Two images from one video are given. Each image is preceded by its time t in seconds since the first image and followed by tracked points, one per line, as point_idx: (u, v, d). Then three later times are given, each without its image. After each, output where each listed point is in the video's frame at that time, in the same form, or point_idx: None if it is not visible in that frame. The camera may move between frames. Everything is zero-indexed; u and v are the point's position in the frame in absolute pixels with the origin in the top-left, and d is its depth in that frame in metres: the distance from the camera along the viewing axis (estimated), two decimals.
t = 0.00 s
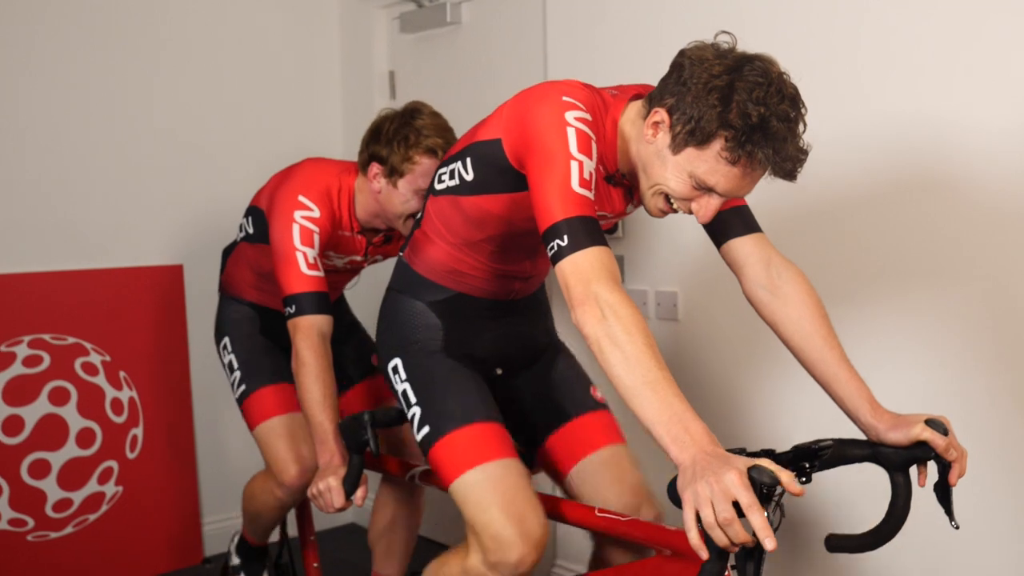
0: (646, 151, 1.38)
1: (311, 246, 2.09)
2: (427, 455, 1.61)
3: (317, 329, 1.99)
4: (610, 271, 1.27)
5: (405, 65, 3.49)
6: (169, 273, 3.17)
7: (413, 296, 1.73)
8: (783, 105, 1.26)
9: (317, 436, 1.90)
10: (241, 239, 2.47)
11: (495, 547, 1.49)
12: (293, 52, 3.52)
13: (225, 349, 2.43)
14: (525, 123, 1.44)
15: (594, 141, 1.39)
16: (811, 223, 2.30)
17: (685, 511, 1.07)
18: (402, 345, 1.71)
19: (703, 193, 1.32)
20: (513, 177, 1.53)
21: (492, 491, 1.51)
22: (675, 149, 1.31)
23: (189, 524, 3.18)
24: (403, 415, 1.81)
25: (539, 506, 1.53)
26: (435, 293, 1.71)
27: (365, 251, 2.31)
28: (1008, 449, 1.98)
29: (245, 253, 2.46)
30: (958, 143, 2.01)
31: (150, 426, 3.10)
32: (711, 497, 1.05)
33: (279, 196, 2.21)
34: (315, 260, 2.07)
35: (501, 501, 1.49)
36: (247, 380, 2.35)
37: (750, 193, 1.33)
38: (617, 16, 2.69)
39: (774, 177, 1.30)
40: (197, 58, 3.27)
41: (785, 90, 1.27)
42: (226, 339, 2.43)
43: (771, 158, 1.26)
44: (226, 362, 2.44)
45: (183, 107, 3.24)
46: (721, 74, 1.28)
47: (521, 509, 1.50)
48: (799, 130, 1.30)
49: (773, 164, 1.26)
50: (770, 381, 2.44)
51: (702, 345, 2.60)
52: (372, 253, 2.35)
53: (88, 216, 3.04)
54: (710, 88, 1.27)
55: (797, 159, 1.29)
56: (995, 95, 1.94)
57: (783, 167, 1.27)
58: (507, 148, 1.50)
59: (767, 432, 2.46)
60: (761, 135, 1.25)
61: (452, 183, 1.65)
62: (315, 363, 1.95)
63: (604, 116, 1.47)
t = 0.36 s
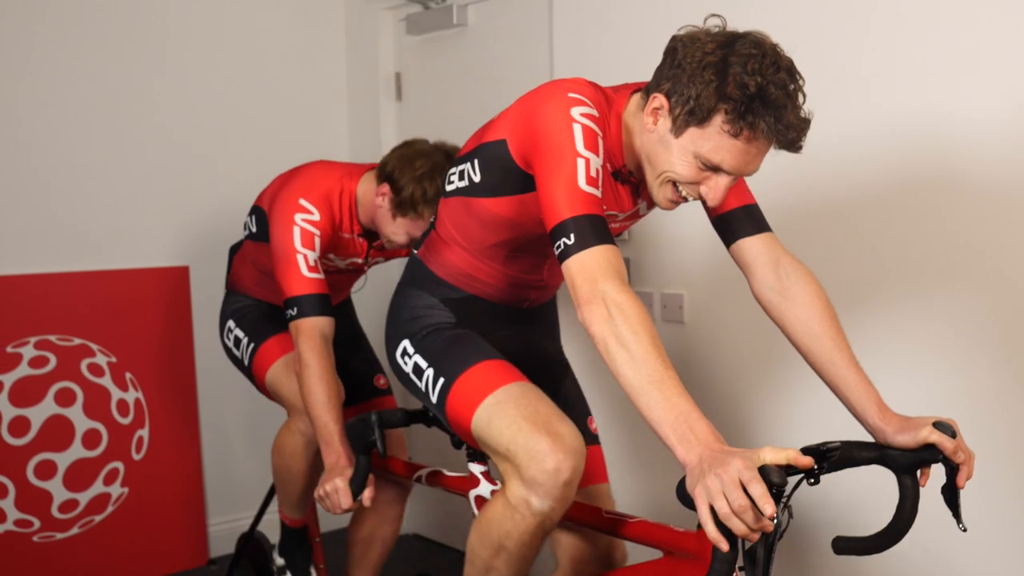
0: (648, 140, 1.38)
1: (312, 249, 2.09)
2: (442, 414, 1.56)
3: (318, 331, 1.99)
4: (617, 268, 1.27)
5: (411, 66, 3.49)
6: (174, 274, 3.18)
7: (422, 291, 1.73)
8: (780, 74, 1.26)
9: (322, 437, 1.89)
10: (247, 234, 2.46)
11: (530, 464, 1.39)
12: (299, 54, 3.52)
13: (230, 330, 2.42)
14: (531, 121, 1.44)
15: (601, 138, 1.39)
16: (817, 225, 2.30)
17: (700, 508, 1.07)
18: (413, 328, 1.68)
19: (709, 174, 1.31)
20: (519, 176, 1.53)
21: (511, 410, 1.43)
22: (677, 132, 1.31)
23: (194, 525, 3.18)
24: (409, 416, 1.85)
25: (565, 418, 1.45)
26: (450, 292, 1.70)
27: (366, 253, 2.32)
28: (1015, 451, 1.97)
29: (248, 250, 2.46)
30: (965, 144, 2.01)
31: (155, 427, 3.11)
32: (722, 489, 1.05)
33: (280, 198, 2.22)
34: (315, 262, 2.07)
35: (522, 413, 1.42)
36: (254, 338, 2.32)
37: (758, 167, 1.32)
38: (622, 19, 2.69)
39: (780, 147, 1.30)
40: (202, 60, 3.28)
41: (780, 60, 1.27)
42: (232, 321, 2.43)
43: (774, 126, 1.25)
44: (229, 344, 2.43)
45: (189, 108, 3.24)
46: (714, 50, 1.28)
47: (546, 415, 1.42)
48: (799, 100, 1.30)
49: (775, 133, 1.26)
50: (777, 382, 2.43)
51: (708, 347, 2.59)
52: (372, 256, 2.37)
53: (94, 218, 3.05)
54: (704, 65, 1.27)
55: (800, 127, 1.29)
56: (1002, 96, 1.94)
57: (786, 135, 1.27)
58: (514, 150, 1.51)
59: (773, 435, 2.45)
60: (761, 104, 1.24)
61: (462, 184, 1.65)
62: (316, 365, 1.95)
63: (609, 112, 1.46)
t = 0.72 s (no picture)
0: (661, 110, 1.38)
1: (316, 242, 2.09)
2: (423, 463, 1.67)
3: (318, 326, 1.98)
4: (623, 263, 1.27)
5: (407, 63, 3.49)
6: (169, 271, 3.17)
7: (421, 296, 1.73)
8: (786, 19, 1.25)
9: (319, 433, 1.89)
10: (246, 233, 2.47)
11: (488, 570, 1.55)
12: (294, 51, 3.51)
13: (221, 351, 2.43)
14: (545, 112, 1.43)
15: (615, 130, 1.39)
16: (814, 222, 2.30)
17: (693, 501, 1.07)
18: (410, 346, 1.71)
19: (723, 129, 1.29)
20: (531, 170, 1.52)
21: (486, 517, 1.56)
22: (687, 91, 1.30)
23: (189, 523, 3.18)
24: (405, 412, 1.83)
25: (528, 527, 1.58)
26: (447, 294, 1.71)
27: (371, 247, 2.29)
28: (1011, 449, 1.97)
29: (247, 249, 2.46)
30: (961, 141, 2.01)
31: (149, 424, 3.10)
32: (716, 481, 1.05)
33: (286, 191, 2.22)
34: (318, 257, 2.06)
35: (494, 528, 1.55)
36: (237, 396, 2.34)
37: (772, 121, 1.30)
38: (619, 15, 2.69)
39: (792, 94, 1.28)
40: (196, 56, 3.27)
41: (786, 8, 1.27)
42: (223, 342, 2.43)
43: (782, 68, 1.24)
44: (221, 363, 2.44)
45: (183, 105, 3.23)
46: (718, 6, 1.29)
47: (513, 532, 1.56)
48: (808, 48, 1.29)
49: (784, 76, 1.24)
50: (773, 378, 2.43)
51: (704, 344, 2.60)
52: (378, 251, 2.33)
53: (87, 215, 3.04)
54: (709, 20, 1.28)
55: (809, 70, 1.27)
56: (999, 93, 1.94)
57: (796, 77, 1.25)
58: (527, 141, 1.49)
59: (770, 431, 2.45)
60: (768, 46, 1.23)
61: (469, 177, 1.64)
62: (316, 361, 1.94)
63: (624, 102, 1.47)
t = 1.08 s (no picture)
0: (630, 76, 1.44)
1: (310, 247, 2.08)
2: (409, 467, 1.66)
3: (311, 330, 1.97)
4: (525, 227, 1.23)
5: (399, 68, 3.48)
6: (159, 275, 3.15)
7: (409, 293, 1.72)
8: None
9: (309, 439, 1.88)
10: (233, 241, 2.46)
11: None
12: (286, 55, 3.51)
13: (210, 357, 2.42)
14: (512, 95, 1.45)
15: (565, 118, 1.40)
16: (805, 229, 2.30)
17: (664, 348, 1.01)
18: (398, 347, 1.69)
19: (683, 77, 1.32)
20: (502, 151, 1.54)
21: (463, 522, 1.55)
22: (650, 49, 1.37)
23: (178, 528, 3.16)
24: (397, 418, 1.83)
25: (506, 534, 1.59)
26: (434, 289, 1.70)
27: (362, 253, 2.31)
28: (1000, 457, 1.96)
29: (235, 256, 2.45)
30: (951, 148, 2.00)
31: (139, 429, 3.08)
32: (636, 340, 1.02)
33: (278, 196, 2.21)
34: (312, 261, 2.06)
35: (470, 532, 1.55)
36: (225, 403, 2.34)
37: (734, 72, 1.33)
38: (611, 22, 2.69)
39: (750, 42, 1.32)
40: (188, 59, 3.26)
41: None
42: (211, 347, 2.42)
43: (734, 12, 1.29)
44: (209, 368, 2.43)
45: (175, 108, 3.22)
46: None
47: (489, 539, 1.56)
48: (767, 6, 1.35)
49: (738, 20, 1.29)
50: (763, 384, 2.43)
51: (694, 349, 2.60)
52: (368, 256, 2.35)
53: (77, 219, 3.02)
54: None
55: (765, 20, 1.32)
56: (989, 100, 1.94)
57: (750, 22, 1.30)
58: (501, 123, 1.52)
59: (762, 437, 2.44)
60: None
61: (454, 164, 1.64)
62: (309, 366, 1.93)
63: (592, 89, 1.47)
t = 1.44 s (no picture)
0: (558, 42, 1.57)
1: (295, 259, 2.07)
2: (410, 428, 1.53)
3: (299, 342, 1.97)
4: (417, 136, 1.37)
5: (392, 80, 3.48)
6: (151, 286, 3.14)
7: (409, 288, 1.71)
8: None
9: (301, 451, 1.88)
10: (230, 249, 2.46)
11: (481, 491, 1.37)
12: (278, 66, 3.51)
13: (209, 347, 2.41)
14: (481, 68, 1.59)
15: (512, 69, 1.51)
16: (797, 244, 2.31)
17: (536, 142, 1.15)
18: (395, 333, 1.66)
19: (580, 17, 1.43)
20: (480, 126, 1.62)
21: (474, 431, 1.40)
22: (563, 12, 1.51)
23: (169, 540, 3.15)
24: (387, 430, 1.83)
25: (527, 444, 1.42)
26: (434, 286, 1.69)
27: (352, 263, 2.30)
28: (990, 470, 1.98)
29: (232, 264, 2.44)
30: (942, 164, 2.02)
31: (130, 440, 3.07)
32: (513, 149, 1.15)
33: (264, 209, 2.20)
34: (298, 274, 2.05)
35: (481, 438, 1.39)
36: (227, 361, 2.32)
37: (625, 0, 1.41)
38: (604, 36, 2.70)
39: None
40: (180, 71, 3.26)
41: None
42: (211, 338, 2.42)
43: None
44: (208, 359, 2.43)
45: (167, 119, 3.22)
46: None
47: (505, 443, 1.39)
48: None
49: None
50: (756, 398, 2.44)
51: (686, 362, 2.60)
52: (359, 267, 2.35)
53: (68, 231, 3.02)
54: None
55: None
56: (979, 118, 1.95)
57: None
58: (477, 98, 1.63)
59: (756, 451, 2.44)
60: None
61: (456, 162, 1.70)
62: (298, 378, 1.93)
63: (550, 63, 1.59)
